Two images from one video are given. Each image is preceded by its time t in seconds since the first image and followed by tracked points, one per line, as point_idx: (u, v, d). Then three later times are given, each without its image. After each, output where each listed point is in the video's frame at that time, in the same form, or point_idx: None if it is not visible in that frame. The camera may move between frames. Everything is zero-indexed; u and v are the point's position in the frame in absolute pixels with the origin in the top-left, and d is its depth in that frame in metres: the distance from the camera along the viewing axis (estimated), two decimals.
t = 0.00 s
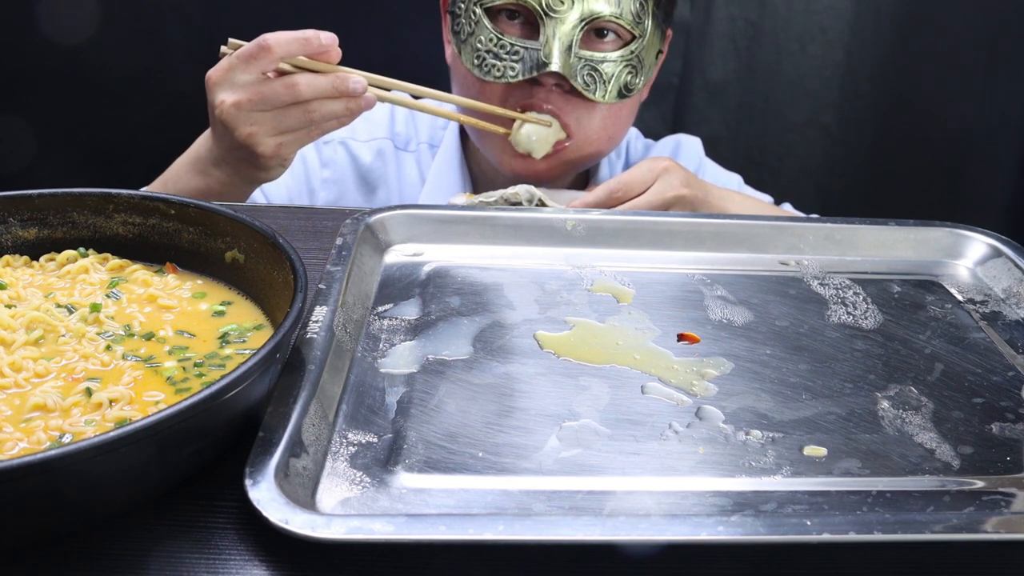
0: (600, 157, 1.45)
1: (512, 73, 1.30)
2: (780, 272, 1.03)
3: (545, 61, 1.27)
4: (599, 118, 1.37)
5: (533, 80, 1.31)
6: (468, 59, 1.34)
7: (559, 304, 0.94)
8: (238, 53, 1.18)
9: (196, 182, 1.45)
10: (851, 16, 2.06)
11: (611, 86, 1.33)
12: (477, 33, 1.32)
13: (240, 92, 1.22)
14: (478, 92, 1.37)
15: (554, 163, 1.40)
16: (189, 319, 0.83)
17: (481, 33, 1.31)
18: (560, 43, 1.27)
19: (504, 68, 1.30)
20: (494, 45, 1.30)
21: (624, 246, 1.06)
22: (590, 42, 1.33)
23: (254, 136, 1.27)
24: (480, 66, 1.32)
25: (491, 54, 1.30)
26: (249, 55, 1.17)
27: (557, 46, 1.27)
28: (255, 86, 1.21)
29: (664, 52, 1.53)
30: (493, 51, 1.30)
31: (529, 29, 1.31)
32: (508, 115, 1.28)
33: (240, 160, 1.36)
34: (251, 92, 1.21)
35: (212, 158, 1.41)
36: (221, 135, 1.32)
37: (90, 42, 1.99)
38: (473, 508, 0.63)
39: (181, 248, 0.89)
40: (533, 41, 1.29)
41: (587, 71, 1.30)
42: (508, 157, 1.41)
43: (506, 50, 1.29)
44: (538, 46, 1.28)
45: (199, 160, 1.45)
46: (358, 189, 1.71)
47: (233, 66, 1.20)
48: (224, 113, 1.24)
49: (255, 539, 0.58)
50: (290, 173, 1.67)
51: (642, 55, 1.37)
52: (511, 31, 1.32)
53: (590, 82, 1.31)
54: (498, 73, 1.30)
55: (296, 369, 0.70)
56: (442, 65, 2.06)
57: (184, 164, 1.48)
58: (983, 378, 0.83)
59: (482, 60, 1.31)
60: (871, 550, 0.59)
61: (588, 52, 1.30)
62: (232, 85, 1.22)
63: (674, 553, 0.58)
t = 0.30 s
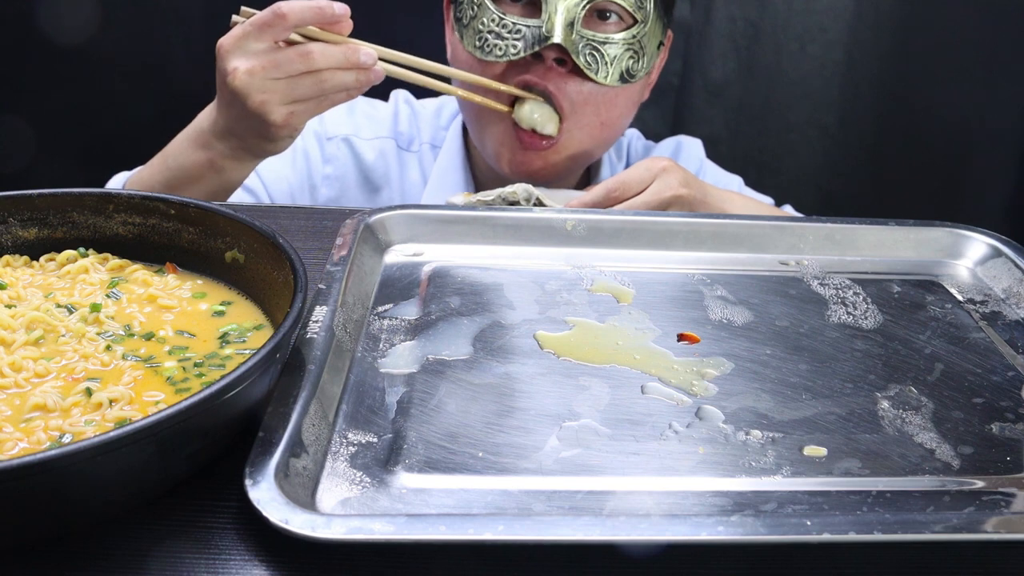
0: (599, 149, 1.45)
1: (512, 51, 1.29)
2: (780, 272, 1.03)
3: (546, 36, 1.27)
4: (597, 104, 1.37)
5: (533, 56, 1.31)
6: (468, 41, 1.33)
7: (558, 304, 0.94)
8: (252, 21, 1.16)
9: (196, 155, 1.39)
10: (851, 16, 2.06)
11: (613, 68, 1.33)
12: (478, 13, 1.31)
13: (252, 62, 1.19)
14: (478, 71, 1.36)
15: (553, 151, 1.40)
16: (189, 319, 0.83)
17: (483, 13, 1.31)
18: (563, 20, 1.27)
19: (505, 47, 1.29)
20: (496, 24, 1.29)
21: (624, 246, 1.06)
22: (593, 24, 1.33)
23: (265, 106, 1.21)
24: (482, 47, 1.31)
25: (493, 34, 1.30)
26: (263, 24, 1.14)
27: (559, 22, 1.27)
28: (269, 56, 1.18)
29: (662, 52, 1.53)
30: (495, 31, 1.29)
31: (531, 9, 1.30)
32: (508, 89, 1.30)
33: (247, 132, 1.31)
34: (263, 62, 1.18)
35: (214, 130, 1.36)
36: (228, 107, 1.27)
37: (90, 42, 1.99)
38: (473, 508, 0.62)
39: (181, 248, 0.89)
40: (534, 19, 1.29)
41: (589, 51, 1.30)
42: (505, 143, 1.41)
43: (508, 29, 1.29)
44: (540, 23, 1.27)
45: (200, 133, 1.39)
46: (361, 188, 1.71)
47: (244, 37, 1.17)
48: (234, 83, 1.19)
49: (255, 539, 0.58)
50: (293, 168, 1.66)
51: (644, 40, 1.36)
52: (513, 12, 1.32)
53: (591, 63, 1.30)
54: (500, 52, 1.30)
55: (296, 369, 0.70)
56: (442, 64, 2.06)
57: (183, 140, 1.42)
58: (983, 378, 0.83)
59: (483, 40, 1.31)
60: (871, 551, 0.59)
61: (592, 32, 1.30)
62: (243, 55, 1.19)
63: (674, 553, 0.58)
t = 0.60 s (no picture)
0: (592, 140, 1.43)
1: (507, 31, 1.31)
2: (780, 271, 1.03)
3: (540, 15, 1.29)
4: (591, 89, 1.36)
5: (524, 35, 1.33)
6: (467, 27, 1.36)
7: (558, 304, 0.94)
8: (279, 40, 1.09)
9: (220, 161, 1.37)
10: (851, 16, 2.06)
11: (609, 52, 1.34)
12: None
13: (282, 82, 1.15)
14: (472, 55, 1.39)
15: (544, 132, 1.38)
16: (189, 319, 0.83)
17: None
18: None
19: (501, 28, 1.31)
20: (492, 7, 1.31)
21: (624, 246, 1.06)
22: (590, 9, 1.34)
23: (301, 123, 1.21)
24: (479, 31, 1.34)
25: (489, 17, 1.32)
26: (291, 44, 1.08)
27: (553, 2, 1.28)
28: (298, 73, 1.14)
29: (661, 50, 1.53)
30: (491, 14, 1.32)
31: None
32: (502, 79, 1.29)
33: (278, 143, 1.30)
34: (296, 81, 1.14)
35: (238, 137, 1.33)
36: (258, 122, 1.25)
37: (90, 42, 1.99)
38: (473, 508, 0.62)
39: (181, 248, 0.89)
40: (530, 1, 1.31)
41: (583, 33, 1.31)
42: (496, 123, 1.40)
43: (503, 10, 1.31)
44: (535, 3, 1.29)
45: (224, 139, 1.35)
46: (369, 187, 1.71)
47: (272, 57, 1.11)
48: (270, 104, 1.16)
49: (255, 539, 0.58)
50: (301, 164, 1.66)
51: (642, 28, 1.37)
52: None
53: (585, 45, 1.32)
54: (495, 33, 1.32)
55: (296, 368, 0.70)
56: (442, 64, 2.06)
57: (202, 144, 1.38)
58: (983, 378, 0.83)
59: (481, 24, 1.33)
60: (871, 552, 0.59)
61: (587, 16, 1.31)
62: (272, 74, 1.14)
63: (673, 553, 0.58)
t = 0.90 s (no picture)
0: (616, 157, 1.44)
1: (534, 59, 1.30)
2: (780, 272, 1.03)
3: (568, 43, 1.28)
4: (618, 112, 1.37)
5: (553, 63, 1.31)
6: (488, 51, 1.33)
7: (558, 304, 0.94)
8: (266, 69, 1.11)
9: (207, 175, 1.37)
10: (851, 16, 2.06)
11: (635, 75, 1.33)
12: (498, 23, 1.32)
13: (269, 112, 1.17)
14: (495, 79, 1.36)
15: (574, 153, 1.39)
16: (189, 319, 0.83)
17: (502, 23, 1.31)
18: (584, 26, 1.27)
19: (526, 54, 1.30)
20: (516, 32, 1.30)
21: (624, 246, 1.06)
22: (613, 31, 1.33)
23: (286, 151, 1.24)
24: (501, 56, 1.32)
25: (513, 42, 1.30)
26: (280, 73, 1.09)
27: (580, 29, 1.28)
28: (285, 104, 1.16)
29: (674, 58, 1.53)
30: (516, 39, 1.30)
31: (549, 16, 1.31)
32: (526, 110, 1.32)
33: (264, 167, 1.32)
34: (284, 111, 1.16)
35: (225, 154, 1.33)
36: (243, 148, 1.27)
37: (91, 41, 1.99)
38: (473, 508, 0.62)
39: (181, 248, 0.89)
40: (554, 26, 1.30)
41: (610, 58, 1.30)
42: (526, 146, 1.39)
43: (528, 37, 1.29)
44: (562, 30, 1.28)
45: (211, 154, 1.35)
46: (373, 188, 1.71)
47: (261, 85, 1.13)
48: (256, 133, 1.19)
49: (255, 539, 0.58)
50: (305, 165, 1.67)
51: (664, 48, 1.36)
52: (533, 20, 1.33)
53: (612, 69, 1.31)
54: (520, 60, 1.30)
55: (296, 368, 0.70)
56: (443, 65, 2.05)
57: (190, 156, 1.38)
58: (983, 378, 0.83)
59: (503, 49, 1.31)
60: (872, 552, 0.59)
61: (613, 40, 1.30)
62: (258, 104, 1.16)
63: (673, 553, 0.58)
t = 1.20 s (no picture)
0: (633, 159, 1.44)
1: (547, 71, 1.29)
2: (780, 271, 1.03)
3: (583, 55, 1.28)
4: (632, 116, 1.37)
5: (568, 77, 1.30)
6: (497, 62, 1.32)
7: (558, 304, 0.94)
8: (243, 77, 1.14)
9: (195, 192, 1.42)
10: (851, 16, 2.06)
11: (645, 81, 1.33)
12: (507, 34, 1.31)
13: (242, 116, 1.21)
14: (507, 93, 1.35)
15: (591, 159, 1.39)
16: (189, 319, 0.83)
17: (512, 34, 1.30)
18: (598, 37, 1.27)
19: (539, 66, 1.29)
20: (528, 44, 1.29)
21: (624, 246, 1.06)
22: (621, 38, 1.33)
23: (253, 161, 1.26)
24: (513, 67, 1.31)
25: (525, 54, 1.29)
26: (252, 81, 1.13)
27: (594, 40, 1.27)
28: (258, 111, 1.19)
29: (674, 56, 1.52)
30: (527, 51, 1.29)
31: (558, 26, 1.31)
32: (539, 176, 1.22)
33: (238, 179, 1.34)
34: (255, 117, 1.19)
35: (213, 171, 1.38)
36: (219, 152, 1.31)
37: (91, 41, 1.99)
38: (473, 508, 0.62)
39: (180, 248, 0.89)
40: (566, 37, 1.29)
41: (623, 67, 1.30)
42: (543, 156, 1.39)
43: (541, 49, 1.28)
44: (576, 42, 1.28)
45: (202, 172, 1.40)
46: (366, 194, 1.71)
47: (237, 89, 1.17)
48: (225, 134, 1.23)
49: (255, 539, 0.58)
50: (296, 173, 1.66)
51: (670, 52, 1.37)
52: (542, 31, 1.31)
53: (625, 77, 1.31)
54: (533, 72, 1.30)
55: (296, 368, 0.70)
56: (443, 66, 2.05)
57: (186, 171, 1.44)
58: (983, 378, 0.83)
59: (515, 60, 1.30)
60: (871, 551, 0.59)
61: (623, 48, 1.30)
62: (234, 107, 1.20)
63: (674, 553, 0.58)
